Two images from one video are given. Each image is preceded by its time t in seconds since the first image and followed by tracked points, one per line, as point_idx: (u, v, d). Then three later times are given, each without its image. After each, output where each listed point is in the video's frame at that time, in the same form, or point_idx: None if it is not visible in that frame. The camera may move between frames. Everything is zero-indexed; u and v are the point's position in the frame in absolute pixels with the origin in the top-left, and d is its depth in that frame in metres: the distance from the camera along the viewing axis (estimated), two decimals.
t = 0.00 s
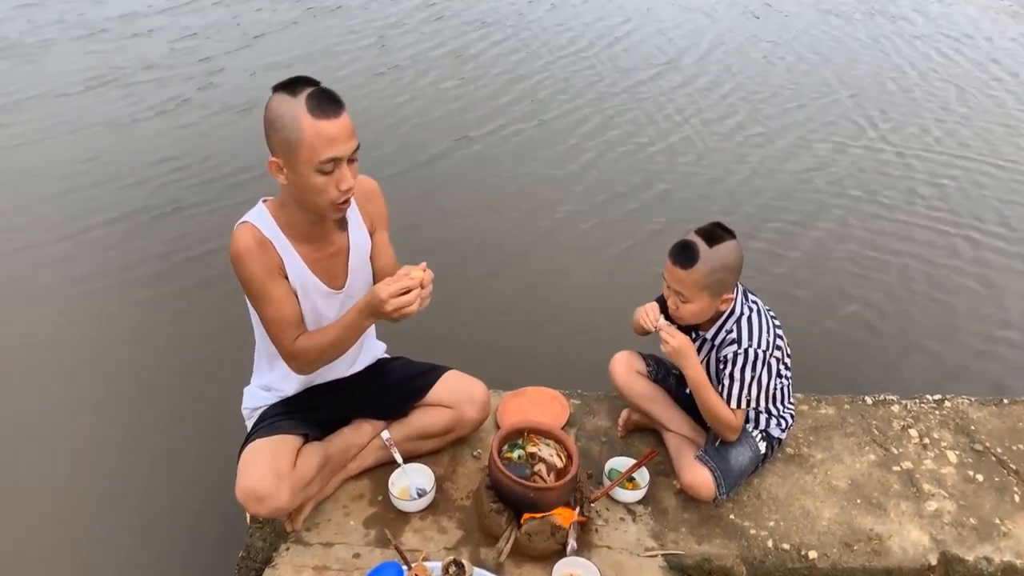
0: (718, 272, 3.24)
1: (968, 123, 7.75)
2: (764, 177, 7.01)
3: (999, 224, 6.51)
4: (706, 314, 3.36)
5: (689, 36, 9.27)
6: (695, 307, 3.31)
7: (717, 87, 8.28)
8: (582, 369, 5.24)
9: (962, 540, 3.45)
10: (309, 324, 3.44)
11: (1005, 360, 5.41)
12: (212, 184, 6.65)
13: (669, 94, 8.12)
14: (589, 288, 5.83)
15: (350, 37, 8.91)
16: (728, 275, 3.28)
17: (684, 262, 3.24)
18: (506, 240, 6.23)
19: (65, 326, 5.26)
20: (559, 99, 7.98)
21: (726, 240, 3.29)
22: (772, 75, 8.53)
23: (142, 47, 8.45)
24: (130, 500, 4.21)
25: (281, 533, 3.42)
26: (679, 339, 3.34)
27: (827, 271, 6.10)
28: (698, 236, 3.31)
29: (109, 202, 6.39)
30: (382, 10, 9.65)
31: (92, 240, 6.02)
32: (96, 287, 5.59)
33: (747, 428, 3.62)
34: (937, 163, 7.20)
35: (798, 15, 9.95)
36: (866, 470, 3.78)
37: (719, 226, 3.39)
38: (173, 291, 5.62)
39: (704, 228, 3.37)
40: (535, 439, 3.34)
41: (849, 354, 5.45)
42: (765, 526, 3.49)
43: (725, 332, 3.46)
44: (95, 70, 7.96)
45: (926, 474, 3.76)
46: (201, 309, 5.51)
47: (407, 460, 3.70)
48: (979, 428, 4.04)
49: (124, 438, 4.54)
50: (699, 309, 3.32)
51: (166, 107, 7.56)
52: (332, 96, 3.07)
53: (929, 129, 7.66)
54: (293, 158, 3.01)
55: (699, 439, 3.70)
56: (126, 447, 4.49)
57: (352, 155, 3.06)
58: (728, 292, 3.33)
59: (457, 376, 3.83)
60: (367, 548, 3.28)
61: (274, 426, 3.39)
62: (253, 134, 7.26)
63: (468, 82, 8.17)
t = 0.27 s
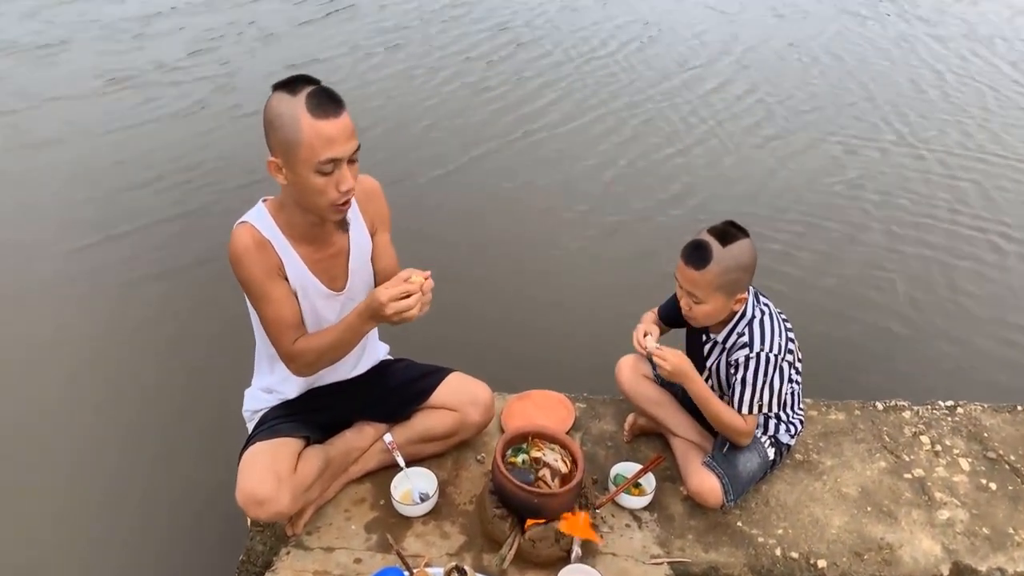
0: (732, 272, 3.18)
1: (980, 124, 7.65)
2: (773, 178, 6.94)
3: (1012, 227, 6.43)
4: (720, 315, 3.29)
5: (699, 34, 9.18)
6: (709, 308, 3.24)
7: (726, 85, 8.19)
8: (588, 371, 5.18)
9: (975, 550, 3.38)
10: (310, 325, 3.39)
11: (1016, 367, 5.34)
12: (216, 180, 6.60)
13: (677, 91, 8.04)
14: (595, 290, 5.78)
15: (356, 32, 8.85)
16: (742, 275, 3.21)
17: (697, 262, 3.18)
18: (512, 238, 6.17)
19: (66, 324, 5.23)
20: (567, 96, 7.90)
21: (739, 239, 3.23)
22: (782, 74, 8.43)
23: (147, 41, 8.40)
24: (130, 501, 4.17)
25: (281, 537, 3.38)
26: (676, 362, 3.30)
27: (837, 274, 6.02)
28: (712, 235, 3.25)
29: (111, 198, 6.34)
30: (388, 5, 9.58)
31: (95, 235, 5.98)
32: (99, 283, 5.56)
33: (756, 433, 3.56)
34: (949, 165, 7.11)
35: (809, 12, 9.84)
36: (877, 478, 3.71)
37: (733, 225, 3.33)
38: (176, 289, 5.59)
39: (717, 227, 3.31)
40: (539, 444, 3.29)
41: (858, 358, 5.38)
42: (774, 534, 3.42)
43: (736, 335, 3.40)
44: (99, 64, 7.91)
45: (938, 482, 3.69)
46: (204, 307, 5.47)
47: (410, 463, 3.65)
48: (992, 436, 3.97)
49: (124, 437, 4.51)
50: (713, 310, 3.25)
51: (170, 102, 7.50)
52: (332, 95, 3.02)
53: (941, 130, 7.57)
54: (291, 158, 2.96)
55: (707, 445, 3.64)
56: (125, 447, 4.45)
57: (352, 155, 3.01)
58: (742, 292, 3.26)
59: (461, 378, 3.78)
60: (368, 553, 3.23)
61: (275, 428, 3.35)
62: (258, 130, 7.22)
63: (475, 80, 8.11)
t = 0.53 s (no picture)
0: (748, 271, 3.15)
1: (989, 128, 7.61)
2: (780, 180, 6.90)
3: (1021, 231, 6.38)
4: (733, 314, 3.26)
5: (706, 35, 9.15)
6: (722, 306, 3.21)
7: (733, 87, 8.16)
8: (593, 373, 5.16)
9: (985, 556, 3.34)
10: (313, 326, 3.37)
11: None
12: (221, 178, 6.58)
13: (684, 93, 8.01)
14: (601, 291, 5.75)
15: (363, 31, 8.83)
16: (758, 274, 3.18)
17: (713, 260, 3.14)
18: (518, 238, 6.15)
19: (71, 322, 5.22)
20: (573, 96, 7.87)
21: (755, 238, 3.20)
22: (789, 75, 8.40)
23: (153, 37, 8.39)
24: (132, 500, 4.16)
25: (284, 539, 3.36)
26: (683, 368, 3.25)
27: (844, 276, 5.98)
28: (729, 234, 3.22)
29: (116, 194, 6.32)
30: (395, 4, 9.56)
31: (99, 232, 5.96)
32: (103, 281, 5.54)
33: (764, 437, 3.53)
34: (957, 168, 7.07)
35: (817, 14, 9.80)
36: (885, 482, 3.67)
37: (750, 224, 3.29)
38: (181, 287, 5.57)
39: (733, 225, 3.28)
40: (545, 446, 3.25)
41: (864, 361, 5.35)
42: (781, 538, 3.39)
43: (749, 336, 3.37)
44: (105, 60, 7.90)
45: (947, 488, 3.65)
46: (208, 306, 5.46)
47: (414, 465, 3.63)
48: (1002, 440, 3.92)
49: (127, 436, 4.50)
50: (727, 309, 3.22)
51: (176, 99, 7.49)
52: (340, 95, 3.00)
53: (949, 133, 7.53)
54: (297, 157, 2.94)
55: (714, 448, 3.60)
56: (128, 447, 4.44)
57: (358, 154, 2.99)
58: (756, 292, 3.23)
59: (466, 379, 3.75)
60: (371, 555, 3.20)
61: (278, 429, 3.33)
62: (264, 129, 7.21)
63: (481, 79, 8.09)
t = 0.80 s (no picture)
0: (762, 265, 3.12)
1: (993, 129, 7.59)
2: (783, 180, 6.88)
3: None
4: (745, 308, 3.23)
5: (710, 34, 9.13)
6: (734, 300, 3.19)
7: (737, 86, 8.14)
8: (594, 372, 5.13)
9: (989, 558, 3.30)
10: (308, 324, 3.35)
11: None
12: (222, 176, 6.56)
13: (687, 92, 8.00)
14: (602, 290, 5.72)
15: (366, 29, 8.82)
16: (772, 268, 3.15)
17: (727, 252, 3.12)
18: (520, 237, 6.12)
19: (72, 319, 5.20)
20: (577, 95, 7.85)
21: (769, 232, 3.17)
22: (793, 75, 8.38)
23: (157, 35, 8.38)
24: (131, 499, 4.14)
25: (283, 537, 3.34)
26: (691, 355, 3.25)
27: (846, 277, 5.96)
28: (742, 227, 3.19)
29: (117, 191, 6.31)
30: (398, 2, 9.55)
31: (99, 230, 5.94)
32: (103, 279, 5.53)
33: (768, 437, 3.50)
34: (960, 169, 7.04)
35: (821, 14, 9.77)
36: (889, 483, 3.64)
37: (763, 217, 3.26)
38: (181, 286, 5.56)
39: (747, 219, 3.25)
40: (546, 445, 3.22)
41: (867, 362, 5.32)
42: (783, 539, 3.36)
43: (758, 332, 3.34)
44: (108, 57, 7.89)
45: (952, 488, 3.62)
46: (209, 304, 5.44)
47: (414, 464, 3.61)
48: (1007, 441, 3.89)
49: (126, 435, 4.48)
50: (738, 303, 3.20)
51: (179, 95, 7.47)
52: (342, 90, 2.98)
53: (953, 134, 7.51)
54: (296, 151, 2.92)
55: (717, 447, 3.58)
56: (127, 445, 4.42)
57: (358, 150, 2.97)
58: (769, 287, 3.20)
59: (466, 378, 3.73)
60: (370, 554, 3.18)
61: (277, 427, 3.31)
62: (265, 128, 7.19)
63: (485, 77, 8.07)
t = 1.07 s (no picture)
0: (771, 263, 3.13)
1: (994, 131, 7.59)
2: (784, 181, 6.89)
3: None
4: (753, 305, 3.24)
5: (711, 37, 9.16)
6: (743, 298, 3.19)
7: (737, 89, 8.17)
8: (595, 373, 5.14)
9: (988, 558, 3.31)
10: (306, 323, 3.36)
11: None
12: (223, 177, 6.58)
13: (688, 95, 8.03)
14: (603, 291, 5.73)
15: (368, 31, 8.86)
16: (781, 266, 3.16)
17: (738, 249, 3.12)
18: (521, 238, 6.14)
19: (74, 319, 5.23)
20: (578, 97, 7.88)
21: (779, 230, 3.18)
22: (794, 77, 8.40)
23: (160, 38, 8.43)
24: (131, 499, 4.16)
25: (283, 536, 3.35)
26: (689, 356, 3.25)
27: (846, 278, 5.97)
28: (752, 224, 3.20)
29: (120, 192, 6.34)
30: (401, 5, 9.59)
31: (101, 230, 5.96)
32: (105, 280, 5.55)
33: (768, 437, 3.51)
34: (960, 171, 7.05)
35: (822, 16, 9.80)
36: (888, 483, 3.64)
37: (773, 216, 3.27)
38: (183, 286, 5.58)
39: (757, 216, 3.26)
40: (546, 445, 3.23)
41: (867, 363, 5.32)
42: (783, 539, 3.36)
43: (763, 331, 3.34)
44: (113, 60, 7.95)
45: (951, 488, 3.62)
46: (211, 304, 5.46)
47: (414, 463, 3.62)
48: (1006, 441, 3.89)
49: (127, 435, 4.50)
50: (748, 300, 3.20)
51: (182, 97, 7.51)
52: (342, 91, 3.00)
53: (954, 135, 7.52)
54: (295, 151, 2.94)
55: (716, 448, 3.59)
56: (128, 445, 4.44)
57: (357, 151, 2.98)
58: (777, 285, 3.21)
59: (465, 377, 3.74)
60: (370, 553, 3.19)
61: (277, 426, 3.32)
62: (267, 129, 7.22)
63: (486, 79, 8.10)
